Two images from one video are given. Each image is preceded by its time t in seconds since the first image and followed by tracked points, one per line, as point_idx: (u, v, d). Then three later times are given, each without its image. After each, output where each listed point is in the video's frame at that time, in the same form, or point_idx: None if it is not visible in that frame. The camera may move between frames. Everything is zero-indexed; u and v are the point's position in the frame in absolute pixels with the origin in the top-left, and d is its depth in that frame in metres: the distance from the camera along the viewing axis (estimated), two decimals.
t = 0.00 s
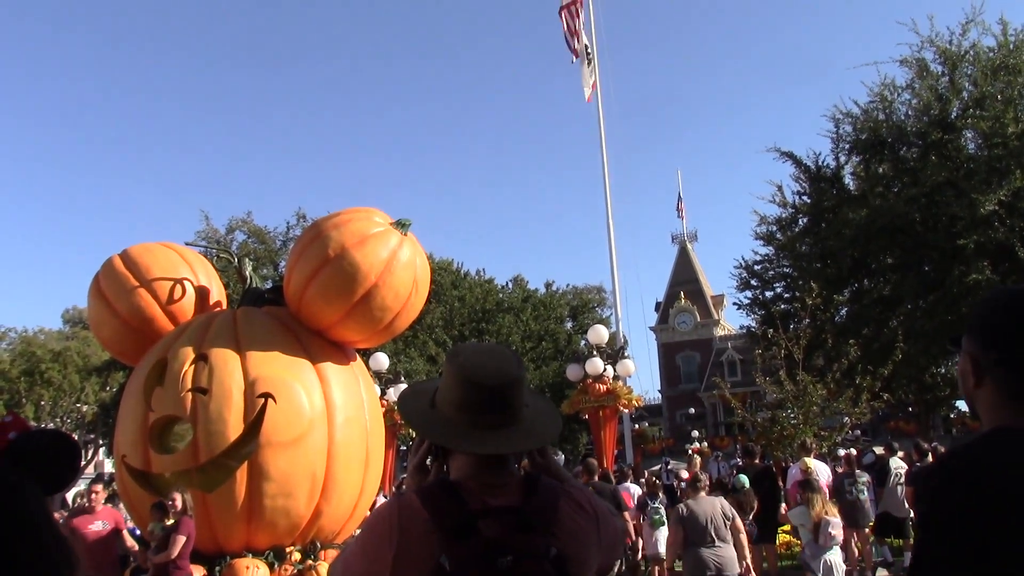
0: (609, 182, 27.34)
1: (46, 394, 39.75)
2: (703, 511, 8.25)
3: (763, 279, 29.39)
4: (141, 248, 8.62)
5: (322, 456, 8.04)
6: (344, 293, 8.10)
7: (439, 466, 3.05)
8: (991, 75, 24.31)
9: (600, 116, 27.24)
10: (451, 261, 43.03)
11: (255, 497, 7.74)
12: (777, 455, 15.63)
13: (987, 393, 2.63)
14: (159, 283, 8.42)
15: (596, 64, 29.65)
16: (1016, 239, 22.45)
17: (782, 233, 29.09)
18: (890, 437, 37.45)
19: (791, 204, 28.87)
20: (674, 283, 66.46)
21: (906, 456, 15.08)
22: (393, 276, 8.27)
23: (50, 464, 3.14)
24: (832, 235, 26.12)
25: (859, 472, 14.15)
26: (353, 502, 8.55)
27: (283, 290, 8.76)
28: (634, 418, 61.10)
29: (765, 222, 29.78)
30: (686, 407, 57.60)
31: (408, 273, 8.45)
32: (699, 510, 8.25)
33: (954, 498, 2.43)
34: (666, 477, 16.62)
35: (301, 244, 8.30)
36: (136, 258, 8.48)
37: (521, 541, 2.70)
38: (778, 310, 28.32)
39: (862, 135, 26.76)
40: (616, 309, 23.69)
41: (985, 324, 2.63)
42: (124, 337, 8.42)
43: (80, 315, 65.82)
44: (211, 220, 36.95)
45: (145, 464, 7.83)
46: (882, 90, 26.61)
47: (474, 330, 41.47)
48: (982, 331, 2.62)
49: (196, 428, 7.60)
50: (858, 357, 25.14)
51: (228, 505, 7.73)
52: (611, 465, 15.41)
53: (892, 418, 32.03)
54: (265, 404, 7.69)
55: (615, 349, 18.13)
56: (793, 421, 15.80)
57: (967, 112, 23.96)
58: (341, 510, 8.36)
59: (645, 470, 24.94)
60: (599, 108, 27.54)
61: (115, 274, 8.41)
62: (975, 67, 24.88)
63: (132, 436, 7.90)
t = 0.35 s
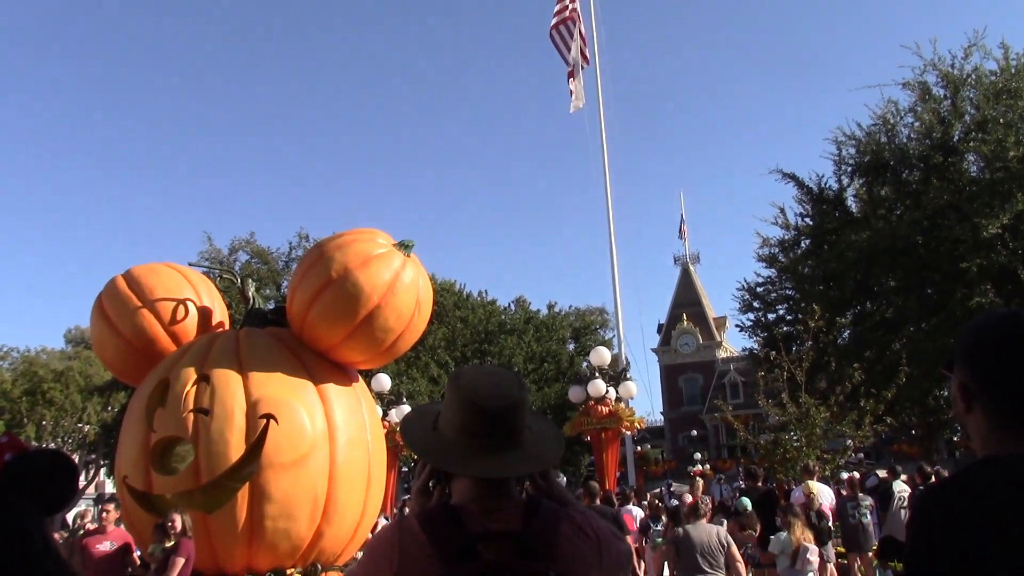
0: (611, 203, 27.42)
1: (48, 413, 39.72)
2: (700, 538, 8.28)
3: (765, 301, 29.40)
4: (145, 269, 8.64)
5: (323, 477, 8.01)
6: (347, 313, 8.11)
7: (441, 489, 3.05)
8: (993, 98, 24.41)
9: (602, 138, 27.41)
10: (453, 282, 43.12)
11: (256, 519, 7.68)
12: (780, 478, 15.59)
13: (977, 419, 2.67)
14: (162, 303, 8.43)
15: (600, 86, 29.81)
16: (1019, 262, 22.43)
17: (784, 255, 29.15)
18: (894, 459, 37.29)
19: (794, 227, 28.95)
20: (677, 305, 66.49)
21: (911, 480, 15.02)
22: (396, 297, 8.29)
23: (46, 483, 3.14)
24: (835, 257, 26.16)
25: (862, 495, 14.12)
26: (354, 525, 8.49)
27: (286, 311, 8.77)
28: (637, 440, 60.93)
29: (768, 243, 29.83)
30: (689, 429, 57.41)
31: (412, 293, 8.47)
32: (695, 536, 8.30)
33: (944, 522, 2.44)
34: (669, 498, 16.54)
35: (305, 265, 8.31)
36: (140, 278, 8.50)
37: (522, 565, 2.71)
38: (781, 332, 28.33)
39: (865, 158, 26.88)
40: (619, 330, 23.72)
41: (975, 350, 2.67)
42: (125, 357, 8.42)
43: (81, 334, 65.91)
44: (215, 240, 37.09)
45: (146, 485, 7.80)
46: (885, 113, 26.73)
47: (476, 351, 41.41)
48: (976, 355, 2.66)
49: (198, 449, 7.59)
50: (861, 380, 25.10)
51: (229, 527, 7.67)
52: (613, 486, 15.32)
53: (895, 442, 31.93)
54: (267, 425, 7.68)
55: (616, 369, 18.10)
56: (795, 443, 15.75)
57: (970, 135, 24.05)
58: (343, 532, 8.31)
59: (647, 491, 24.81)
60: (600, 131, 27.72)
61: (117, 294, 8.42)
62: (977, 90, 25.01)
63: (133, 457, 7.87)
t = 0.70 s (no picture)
0: (617, 229, 27.45)
1: (53, 439, 39.67)
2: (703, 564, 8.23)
3: (772, 329, 29.35)
4: (152, 295, 8.67)
5: (328, 504, 7.97)
6: (353, 340, 8.11)
7: (448, 520, 3.04)
8: (999, 127, 24.45)
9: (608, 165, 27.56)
10: (459, 309, 43.16)
11: (260, 546, 7.63)
12: (787, 508, 15.49)
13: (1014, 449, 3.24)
14: (168, 329, 8.45)
15: (606, 114, 29.98)
16: None
17: (791, 283, 29.13)
18: (902, 490, 37.01)
19: (800, 255, 28.96)
20: (684, 332, 66.39)
21: (919, 510, 14.90)
22: (403, 323, 8.29)
23: (45, 499, 3.25)
24: (842, 285, 26.13)
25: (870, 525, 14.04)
26: (358, 553, 8.43)
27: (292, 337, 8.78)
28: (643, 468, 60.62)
29: (775, 271, 29.83)
30: (696, 457, 57.07)
31: (418, 320, 8.47)
32: (700, 563, 8.25)
33: (962, 562, 2.84)
34: (674, 527, 16.43)
35: (311, 291, 8.32)
36: (146, 304, 8.53)
37: None
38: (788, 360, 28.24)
39: (872, 186, 26.93)
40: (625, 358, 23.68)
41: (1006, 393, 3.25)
42: (131, 382, 8.43)
43: (87, 359, 65.98)
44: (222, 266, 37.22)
45: (150, 511, 7.77)
46: (891, 141, 26.80)
47: (482, 378, 41.33)
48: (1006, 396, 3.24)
49: (203, 475, 7.57)
50: (869, 409, 24.97)
51: (232, 554, 7.61)
52: (618, 515, 15.20)
53: (904, 472, 31.70)
54: (272, 451, 7.66)
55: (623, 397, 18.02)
56: (803, 473, 15.68)
57: (976, 164, 24.08)
58: (347, 560, 8.24)
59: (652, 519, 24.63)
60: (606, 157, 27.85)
61: (125, 320, 8.45)
62: (984, 119, 25.09)
63: (139, 484, 7.86)
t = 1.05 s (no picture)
0: (624, 282, 27.47)
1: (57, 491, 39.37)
2: None
3: (780, 383, 29.18)
4: (159, 346, 8.67)
5: (332, 558, 7.89)
6: (360, 392, 8.10)
7: None
8: (1005, 182, 24.56)
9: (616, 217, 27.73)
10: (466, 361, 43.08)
11: None
12: (797, 565, 15.25)
13: None
14: (175, 380, 8.44)
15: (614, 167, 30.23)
16: None
17: (799, 337, 29.04)
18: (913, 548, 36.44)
19: (808, 308, 28.92)
20: (691, 386, 66.03)
21: (931, 568, 14.70)
22: (409, 375, 8.29)
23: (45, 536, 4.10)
24: (850, 339, 26.05)
25: None
26: None
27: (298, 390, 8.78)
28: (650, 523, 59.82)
29: (782, 325, 29.75)
30: (703, 513, 56.37)
31: (424, 372, 8.47)
32: None
33: None
34: None
35: (317, 344, 8.33)
36: (153, 355, 8.53)
37: None
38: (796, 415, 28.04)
39: (879, 240, 27.01)
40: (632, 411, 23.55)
41: None
42: (136, 434, 8.41)
43: (92, 410, 65.77)
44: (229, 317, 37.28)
45: (153, 565, 7.67)
46: (898, 195, 26.92)
47: (488, 432, 41.04)
48: None
49: (207, 529, 7.51)
50: (879, 465, 24.70)
51: None
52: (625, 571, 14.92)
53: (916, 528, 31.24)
54: (277, 505, 7.62)
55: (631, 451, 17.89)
56: (812, 530, 15.48)
57: (982, 219, 24.15)
58: None
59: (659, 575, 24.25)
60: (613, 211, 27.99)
61: (131, 371, 8.44)
62: (989, 174, 25.23)
63: (143, 538, 7.78)
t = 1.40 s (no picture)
0: (627, 299, 27.43)
1: (58, 508, 39.31)
2: None
3: (782, 401, 29.14)
4: (161, 364, 8.67)
5: None
6: (362, 410, 8.09)
7: None
8: (1006, 200, 24.58)
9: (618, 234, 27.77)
10: (468, 379, 43.06)
11: None
12: None
13: None
14: (176, 398, 8.43)
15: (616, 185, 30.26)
16: None
17: (802, 354, 29.00)
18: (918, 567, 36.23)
19: (810, 326, 28.90)
20: (693, 404, 65.95)
21: None
22: (411, 394, 8.27)
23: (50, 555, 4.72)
24: (852, 357, 26.00)
25: None
26: None
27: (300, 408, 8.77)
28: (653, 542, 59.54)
29: (785, 343, 29.73)
30: (706, 531, 56.09)
31: (427, 390, 8.45)
32: None
33: None
34: None
35: (319, 362, 8.32)
36: (155, 373, 8.53)
37: None
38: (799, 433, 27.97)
39: (881, 259, 27.05)
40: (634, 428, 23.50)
41: None
42: (137, 451, 8.40)
43: (93, 428, 65.70)
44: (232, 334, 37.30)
45: None
46: (900, 213, 26.94)
47: (490, 450, 40.97)
48: None
49: (208, 547, 7.49)
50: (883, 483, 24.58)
51: None
52: None
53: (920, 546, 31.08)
54: (279, 523, 7.61)
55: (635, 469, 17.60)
56: (816, 548, 15.42)
57: (985, 237, 24.13)
58: None
59: None
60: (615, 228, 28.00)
61: (133, 388, 8.43)
62: (990, 192, 25.28)
63: (142, 556, 7.75)
